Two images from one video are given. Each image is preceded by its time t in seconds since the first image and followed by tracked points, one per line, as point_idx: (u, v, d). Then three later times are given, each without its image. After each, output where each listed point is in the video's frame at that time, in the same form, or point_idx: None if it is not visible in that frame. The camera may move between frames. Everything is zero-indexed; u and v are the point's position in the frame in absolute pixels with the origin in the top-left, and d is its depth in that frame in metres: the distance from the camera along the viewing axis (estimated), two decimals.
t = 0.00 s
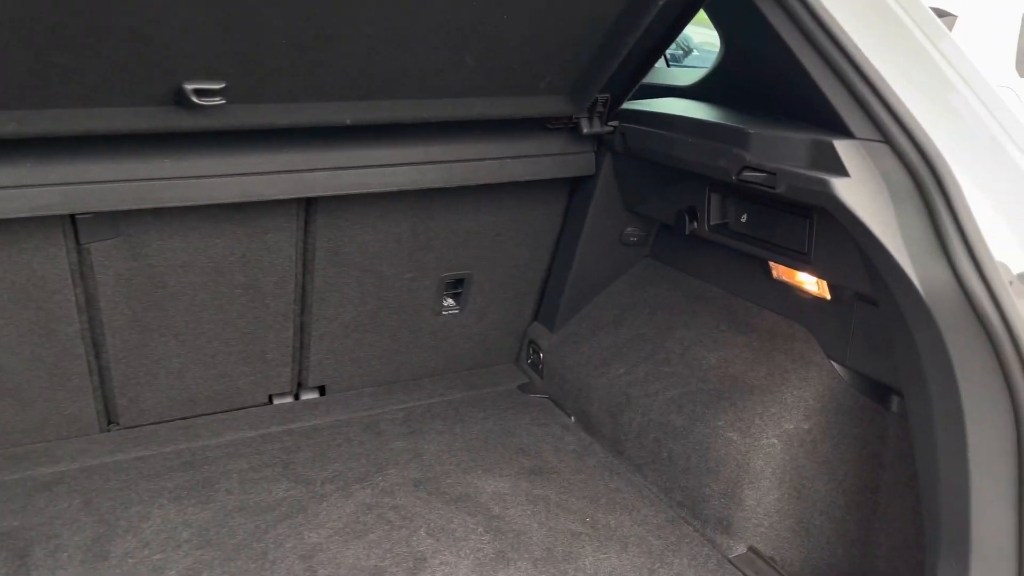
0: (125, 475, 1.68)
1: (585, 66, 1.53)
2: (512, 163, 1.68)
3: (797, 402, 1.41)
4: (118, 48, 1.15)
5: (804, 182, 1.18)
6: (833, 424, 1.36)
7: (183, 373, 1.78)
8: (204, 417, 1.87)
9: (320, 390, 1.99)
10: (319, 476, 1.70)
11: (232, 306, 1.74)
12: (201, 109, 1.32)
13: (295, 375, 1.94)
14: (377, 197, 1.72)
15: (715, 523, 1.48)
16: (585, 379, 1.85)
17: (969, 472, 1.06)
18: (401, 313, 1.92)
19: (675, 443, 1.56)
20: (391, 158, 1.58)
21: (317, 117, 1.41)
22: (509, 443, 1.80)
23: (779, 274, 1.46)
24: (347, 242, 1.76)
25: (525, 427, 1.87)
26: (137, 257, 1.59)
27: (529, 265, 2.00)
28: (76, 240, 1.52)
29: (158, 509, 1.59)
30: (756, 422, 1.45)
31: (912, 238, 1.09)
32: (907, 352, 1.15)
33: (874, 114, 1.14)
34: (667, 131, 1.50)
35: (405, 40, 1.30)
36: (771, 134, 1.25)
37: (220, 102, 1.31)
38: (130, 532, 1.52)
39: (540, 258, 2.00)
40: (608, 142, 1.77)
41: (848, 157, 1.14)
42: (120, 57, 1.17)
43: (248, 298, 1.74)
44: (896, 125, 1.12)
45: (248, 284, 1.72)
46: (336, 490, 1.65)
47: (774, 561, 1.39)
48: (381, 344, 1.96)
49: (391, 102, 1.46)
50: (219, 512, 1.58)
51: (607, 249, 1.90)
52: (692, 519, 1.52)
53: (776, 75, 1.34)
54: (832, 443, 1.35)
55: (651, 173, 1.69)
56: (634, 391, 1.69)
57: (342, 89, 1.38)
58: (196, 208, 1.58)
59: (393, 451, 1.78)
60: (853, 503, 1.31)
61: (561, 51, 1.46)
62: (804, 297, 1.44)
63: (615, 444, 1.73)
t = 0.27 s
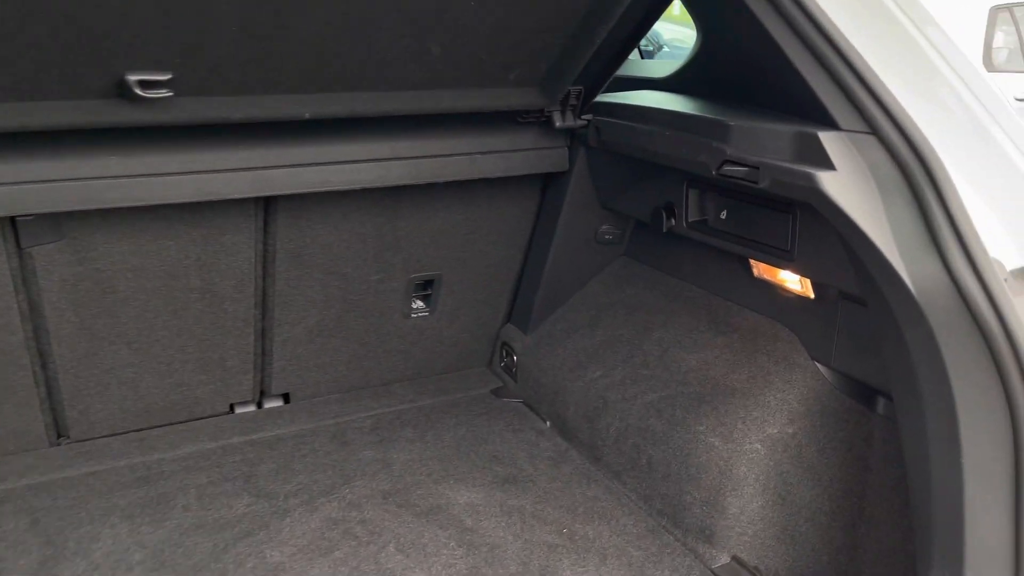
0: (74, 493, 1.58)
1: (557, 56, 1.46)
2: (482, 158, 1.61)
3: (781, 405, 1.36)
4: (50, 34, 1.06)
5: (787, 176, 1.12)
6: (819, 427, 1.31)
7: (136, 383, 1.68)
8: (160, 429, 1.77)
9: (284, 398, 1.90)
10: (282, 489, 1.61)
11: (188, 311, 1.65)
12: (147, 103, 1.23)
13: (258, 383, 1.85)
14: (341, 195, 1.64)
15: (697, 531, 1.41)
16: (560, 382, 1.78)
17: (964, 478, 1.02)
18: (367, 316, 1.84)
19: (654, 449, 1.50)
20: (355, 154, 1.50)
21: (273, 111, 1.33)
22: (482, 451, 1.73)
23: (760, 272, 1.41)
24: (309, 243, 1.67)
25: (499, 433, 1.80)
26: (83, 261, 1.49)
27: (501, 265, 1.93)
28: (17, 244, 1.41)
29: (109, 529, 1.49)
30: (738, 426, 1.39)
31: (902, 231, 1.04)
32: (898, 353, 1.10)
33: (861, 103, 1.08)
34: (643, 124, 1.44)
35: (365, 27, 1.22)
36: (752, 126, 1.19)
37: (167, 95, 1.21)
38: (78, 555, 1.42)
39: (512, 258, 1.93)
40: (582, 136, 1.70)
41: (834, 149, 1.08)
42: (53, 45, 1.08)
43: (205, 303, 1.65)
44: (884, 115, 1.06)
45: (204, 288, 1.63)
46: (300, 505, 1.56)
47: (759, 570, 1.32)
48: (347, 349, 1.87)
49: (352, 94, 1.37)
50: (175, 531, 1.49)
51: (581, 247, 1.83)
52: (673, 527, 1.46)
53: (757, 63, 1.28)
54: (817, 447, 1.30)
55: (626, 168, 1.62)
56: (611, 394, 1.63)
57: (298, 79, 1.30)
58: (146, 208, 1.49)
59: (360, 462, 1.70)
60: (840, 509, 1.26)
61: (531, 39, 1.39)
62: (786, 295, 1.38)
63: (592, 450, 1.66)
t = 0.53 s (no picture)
0: (23, 520, 1.47)
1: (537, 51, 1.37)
2: (457, 159, 1.52)
3: (776, 420, 1.28)
4: None
5: (785, 178, 1.05)
6: (817, 442, 1.23)
7: (92, 401, 1.58)
8: (119, 449, 1.67)
9: (252, 412, 1.80)
10: (248, 512, 1.51)
11: (147, 324, 1.54)
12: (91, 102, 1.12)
13: (224, 397, 1.75)
14: (309, 199, 1.55)
15: (688, 553, 1.33)
16: (542, 394, 1.70)
17: (976, 501, 0.95)
18: (339, 326, 1.75)
19: (642, 465, 1.43)
20: (321, 155, 1.40)
21: (230, 109, 1.23)
22: (462, 468, 1.64)
23: (752, 279, 1.34)
24: (276, 250, 1.57)
25: (479, 448, 1.71)
26: (29, 272, 1.38)
27: (480, 271, 1.84)
28: None
29: (59, 561, 1.39)
30: (731, 442, 1.32)
31: (908, 236, 0.97)
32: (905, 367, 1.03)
33: (861, 99, 1.01)
34: (628, 122, 1.36)
35: (329, 17, 1.13)
36: (746, 124, 1.11)
37: (111, 92, 1.12)
38: None
39: (492, 263, 1.84)
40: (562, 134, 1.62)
41: (833, 148, 1.01)
42: None
43: (164, 315, 1.55)
44: (886, 111, 0.99)
45: (163, 299, 1.53)
46: (268, 529, 1.47)
47: None
48: (318, 360, 1.78)
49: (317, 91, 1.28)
50: (131, 561, 1.39)
51: (563, 251, 1.75)
52: (663, 548, 1.37)
53: (750, 58, 1.20)
54: (814, 464, 1.23)
55: (609, 169, 1.55)
56: (597, 407, 1.55)
57: (258, 75, 1.20)
58: (98, 214, 1.38)
59: (332, 481, 1.60)
60: (840, 531, 1.18)
61: (509, 32, 1.30)
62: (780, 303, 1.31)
63: (576, 465, 1.58)
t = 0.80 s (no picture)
0: None
1: (523, 45, 1.26)
2: (438, 159, 1.41)
3: (780, 438, 1.20)
4: None
5: (793, 180, 0.96)
6: (823, 462, 1.16)
7: (45, 421, 1.46)
8: (76, 470, 1.55)
9: (221, 428, 1.70)
10: (214, 540, 1.41)
11: (104, 338, 1.43)
12: (27, 99, 1.00)
13: (190, 413, 1.64)
14: (278, 202, 1.44)
15: None
16: (528, 407, 1.61)
17: (1006, 531, 0.86)
18: (313, 337, 1.64)
19: (636, 485, 1.34)
20: (290, 157, 1.28)
21: (187, 107, 1.11)
22: (444, 487, 1.55)
23: (752, 287, 1.25)
24: (243, 257, 1.47)
25: (462, 465, 1.62)
26: None
27: (462, 277, 1.75)
28: None
29: None
30: (731, 462, 1.23)
31: (931, 243, 0.89)
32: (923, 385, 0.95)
33: (875, 92, 0.93)
34: (620, 119, 1.27)
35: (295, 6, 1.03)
36: (749, 122, 1.02)
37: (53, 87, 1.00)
38: None
39: (475, 268, 1.75)
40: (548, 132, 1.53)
41: (846, 148, 0.92)
42: None
43: (123, 328, 1.43)
44: (904, 106, 0.91)
45: (121, 312, 1.42)
46: (235, 559, 1.37)
47: None
48: (291, 373, 1.67)
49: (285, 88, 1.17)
50: None
51: (550, 256, 1.66)
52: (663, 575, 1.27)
53: (754, 51, 1.12)
54: (819, 485, 1.16)
55: (599, 169, 1.46)
56: (587, 422, 1.46)
57: (218, 70, 1.09)
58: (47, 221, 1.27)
59: (305, 504, 1.50)
60: (848, 556, 1.11)
61: (493, 25, 1.20)
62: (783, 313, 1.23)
63: (565, 483, 1.49)
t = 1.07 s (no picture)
0: None
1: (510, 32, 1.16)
2: (417, 155, 1.31)
3: (789, 455, 1.12)
4: None
5: (810, 176, 0.87)
6: (835, 481, 1.07)
7: None
8: (28, 493, 1.43)
9: (189, 443, 1.57)
10: (177, 569, 1.30)
11: (55, 350, 1.31)
12: None
13: (155, 428, 1.52)
14: (245, 202, 1.34)
15: None
16: (516, 419, 1.51)
17: None
18: (285, 346, 1.54)
19: (633, 505, 1.25)
20: (256, 153, 1.18)
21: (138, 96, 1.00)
22: (426, 506, 1.45)
23: (757, 292, 1.17)
24: (208, 261, 1.36)
25: (446, 481, 1.52)
26: None
27: (445, 280, 1.65)
28: None
29: None
30: (736, 482, 1.14)
31: (968, 246, 0.80)
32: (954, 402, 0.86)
33: (903, 79, 0.85)
34: (614, 111, 1.17)
35: None
36: (759, 113, 0.93)
37: None
38: None
39: (458, 271, 1.65)
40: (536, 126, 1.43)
41: (871, 141, 0.83)
42: None
43: (76, 339, 1.32)
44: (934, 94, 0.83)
45: (73, 321, 1.30)
46: None
47: None
48: (262, 384, 1.57)
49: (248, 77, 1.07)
50: None
51: (538, 258, 1.57)
52: None
53: (764, 37, 1.03)
54: (831, 505, 1.07)
55: (590, 166, 1.36)
56: (580, 436, 1.36)
57: (172, 55, 0.99)
58: None
59: (277, 527, 1.40)
60: None
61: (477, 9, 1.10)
62: (792, 320, 1.15)
63: (556, 501, 1.40)
